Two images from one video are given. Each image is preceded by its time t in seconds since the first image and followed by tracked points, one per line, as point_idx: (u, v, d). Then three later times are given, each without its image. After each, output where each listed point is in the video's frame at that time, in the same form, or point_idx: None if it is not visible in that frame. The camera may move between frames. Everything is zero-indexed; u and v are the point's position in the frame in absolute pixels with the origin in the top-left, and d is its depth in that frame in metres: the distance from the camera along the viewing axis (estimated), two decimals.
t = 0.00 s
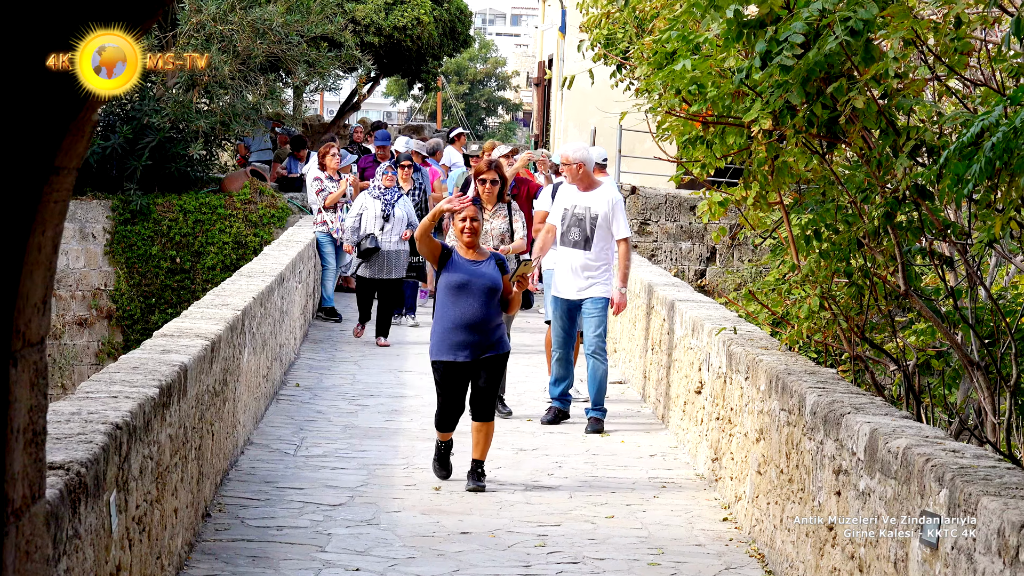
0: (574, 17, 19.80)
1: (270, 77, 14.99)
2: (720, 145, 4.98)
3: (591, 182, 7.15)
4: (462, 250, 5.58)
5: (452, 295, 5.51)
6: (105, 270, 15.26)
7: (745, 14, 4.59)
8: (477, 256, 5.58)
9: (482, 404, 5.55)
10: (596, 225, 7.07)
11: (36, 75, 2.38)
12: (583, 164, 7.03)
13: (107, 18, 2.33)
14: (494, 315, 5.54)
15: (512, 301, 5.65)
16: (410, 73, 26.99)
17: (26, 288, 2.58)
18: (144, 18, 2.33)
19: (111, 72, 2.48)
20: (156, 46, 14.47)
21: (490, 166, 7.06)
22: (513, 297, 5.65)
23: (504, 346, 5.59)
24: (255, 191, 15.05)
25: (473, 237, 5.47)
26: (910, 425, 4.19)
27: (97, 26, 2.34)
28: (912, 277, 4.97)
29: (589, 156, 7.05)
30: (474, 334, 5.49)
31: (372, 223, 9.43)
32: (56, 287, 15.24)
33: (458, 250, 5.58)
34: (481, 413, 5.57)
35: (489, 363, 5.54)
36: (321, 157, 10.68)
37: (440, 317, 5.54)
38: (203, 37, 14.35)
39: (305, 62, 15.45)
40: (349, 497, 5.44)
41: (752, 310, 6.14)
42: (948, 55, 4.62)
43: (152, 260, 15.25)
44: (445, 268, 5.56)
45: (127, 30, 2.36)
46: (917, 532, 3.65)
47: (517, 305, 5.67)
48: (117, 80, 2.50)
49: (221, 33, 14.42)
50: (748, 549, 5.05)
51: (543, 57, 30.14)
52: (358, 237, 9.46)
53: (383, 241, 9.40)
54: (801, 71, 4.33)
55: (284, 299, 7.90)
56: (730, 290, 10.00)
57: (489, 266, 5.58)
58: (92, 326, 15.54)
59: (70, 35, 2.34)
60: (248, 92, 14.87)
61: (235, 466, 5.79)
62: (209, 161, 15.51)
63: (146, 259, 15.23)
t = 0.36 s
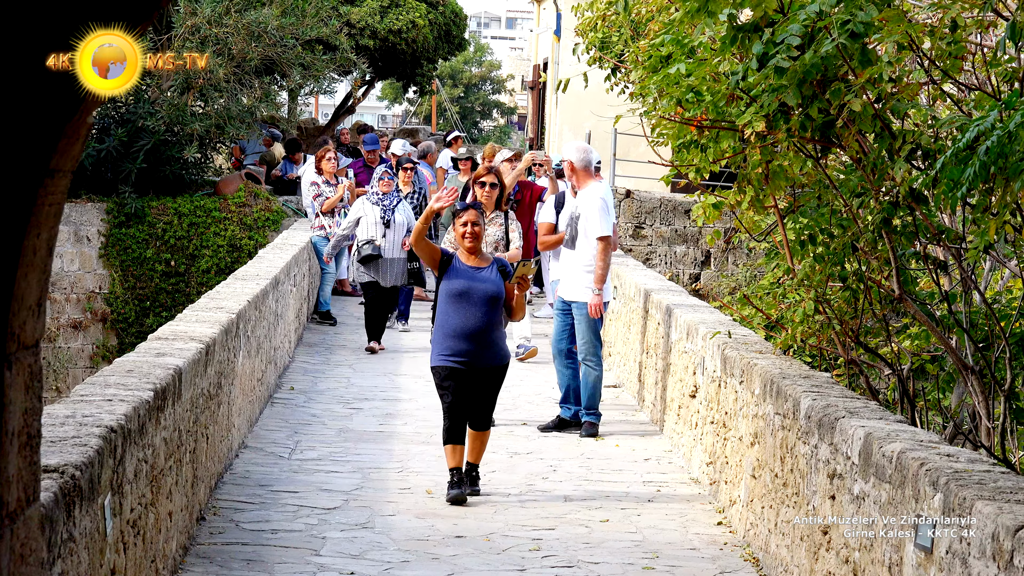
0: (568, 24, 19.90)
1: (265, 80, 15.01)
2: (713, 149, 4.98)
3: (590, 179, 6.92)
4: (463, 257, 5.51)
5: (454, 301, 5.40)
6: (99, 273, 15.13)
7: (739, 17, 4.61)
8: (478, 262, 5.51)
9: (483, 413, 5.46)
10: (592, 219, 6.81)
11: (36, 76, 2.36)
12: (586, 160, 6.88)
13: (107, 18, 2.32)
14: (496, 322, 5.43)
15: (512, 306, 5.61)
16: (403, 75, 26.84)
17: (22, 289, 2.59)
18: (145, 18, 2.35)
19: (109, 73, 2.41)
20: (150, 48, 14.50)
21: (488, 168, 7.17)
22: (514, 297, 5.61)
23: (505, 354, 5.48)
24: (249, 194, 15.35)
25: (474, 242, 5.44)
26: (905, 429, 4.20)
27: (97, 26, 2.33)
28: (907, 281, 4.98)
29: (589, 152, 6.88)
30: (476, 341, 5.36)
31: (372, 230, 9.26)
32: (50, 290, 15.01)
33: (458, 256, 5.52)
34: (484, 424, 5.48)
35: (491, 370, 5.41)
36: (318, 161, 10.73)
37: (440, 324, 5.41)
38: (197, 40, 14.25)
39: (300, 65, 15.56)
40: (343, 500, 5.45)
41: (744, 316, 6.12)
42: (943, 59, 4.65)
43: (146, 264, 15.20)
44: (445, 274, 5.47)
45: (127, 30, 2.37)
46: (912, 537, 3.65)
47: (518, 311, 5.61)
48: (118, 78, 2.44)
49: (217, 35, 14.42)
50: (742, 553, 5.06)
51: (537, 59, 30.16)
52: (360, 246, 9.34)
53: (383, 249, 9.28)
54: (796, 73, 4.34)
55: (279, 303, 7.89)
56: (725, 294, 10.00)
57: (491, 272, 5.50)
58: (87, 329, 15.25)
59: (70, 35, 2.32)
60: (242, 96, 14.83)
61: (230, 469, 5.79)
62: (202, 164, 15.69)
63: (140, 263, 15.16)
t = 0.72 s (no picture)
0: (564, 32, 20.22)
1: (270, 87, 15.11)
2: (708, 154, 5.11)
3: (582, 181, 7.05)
4: (461, 256, 5.61)
5: (453, 301, 5.50)
6: (109, 275, 15.31)
7: (731, 25, 4.74)
8: (477, 261, 5.60)
9: (483, 410, 5.57)
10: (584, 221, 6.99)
11: (37, 75, 2.51)
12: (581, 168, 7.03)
13: (107, 18, 2.47)
14: (496, 321, 5.54)
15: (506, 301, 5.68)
16: (406, 82, 28.38)
17: (33, 291, 2.66)
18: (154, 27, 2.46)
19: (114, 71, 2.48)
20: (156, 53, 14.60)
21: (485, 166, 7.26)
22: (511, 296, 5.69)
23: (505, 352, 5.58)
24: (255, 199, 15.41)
25: (473, 242, 5.54)
26: (892, 426, 4.34)
27: (97, 26, 2.49)
28: (894, 282, 5.13)
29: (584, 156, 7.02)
30: (476, 339, 5.46)
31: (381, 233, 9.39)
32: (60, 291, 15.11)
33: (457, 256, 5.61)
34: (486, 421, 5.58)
35: (490, 369, 5.52)
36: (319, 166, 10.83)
37: (440, 324, 5.52)
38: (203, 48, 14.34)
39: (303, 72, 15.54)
40: (347, 495, 5.59)
41: (736, 315, 6.35)
42: (931, 66, 4.76)
43: (155, 266, 15.38)
44: (445, 275, 5.56)
45: (127, 30, 2.48)
46: (900, 532, 3.78)
47: (514, 310, 5.70)
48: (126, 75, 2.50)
49: (222, 44, 14.49)
50: (735, 546, 5.20)
51: (538, 58, 30.21)
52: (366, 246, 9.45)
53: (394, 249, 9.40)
54: (789, 81, 4.45)
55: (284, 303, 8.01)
56: (717, 293, 10.14)
57: (490, 272, 5.60)
58: (97, 329, 15.42)
59: (71, 35, 2.48)
60: (248, 102, 15.01)
61: (236, 465, 5.93)
62: (209, 170, 15.93)
63: (149, 265, 15.36)
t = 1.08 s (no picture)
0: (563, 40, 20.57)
1: (280, 92, 15.36)
2: (699, 156, 5.32)
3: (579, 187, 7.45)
4: (471, 261, 5.70)
5: (460, 305, 5.60)
6: (125, 272, 15.58)
7: (723, 33, 4.92)
8: (486, 267, 5.69)
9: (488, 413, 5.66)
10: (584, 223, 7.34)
11: (38, 74, 2.71)
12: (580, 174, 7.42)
13: (107, 19, 2.71)
14: (502, 325, 5.62)
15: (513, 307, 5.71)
16: (409, 88, 28.67)
17: (51, 287, 2.84)
18: (155, 30, 2.73)
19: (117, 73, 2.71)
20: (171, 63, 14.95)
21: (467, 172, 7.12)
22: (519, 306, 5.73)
23: (512, 356, 5.67)
24: (265, 199, 15.39)
25: (483, 248, 5.61)
26: (877, 418, 4.54)
27: (97, 26, 2.72)
28: (880, 279, 5.34)
29: (583, 163, 7.41)
30: (482, 343, 5.56)
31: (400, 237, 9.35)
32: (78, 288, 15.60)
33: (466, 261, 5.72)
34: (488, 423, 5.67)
35: (495, 373, 5.62)
36: (332, 167, 10.91)
37: (448, 327, 5.63)
38: (216, 55, 14.73)
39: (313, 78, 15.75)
40: (353, 484, 5.80)
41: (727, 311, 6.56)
42: (914, 73, 4.97)
43: (169, 263, 15.56)
44: (453, 279, 5.67)
45: (127, 30, 2.73)
46: (884, 516, 3.99)
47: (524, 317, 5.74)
48: (126, 78, 2.74)
49: (234, 50, 14.78)
50: (726, 533, 5.42)
51: (539, 65, 30.54)
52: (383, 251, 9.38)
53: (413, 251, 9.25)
54: (776, 87, 4.68)
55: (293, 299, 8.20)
56: (709, 292, 10.34)
57: (497, 277, 5.68)
58: (114, 324, 15.77)
59: (71, 35, 2.70)
60: (258, 106, 15.19)
61: (247, 455, 6.14)
62: (223, 171, 16.01)
63: (164, 262, 15.53)
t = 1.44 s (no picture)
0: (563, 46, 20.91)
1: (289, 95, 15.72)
2: (691, 157, 5.52)
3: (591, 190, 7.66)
4: (480, 261, 5.87)
5: (470, 305, 5.76)
6: (140, 269, 15.79)
7: (716, 38, 5.14)
8: (494, 267, 5.86)
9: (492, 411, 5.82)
10: (586, 221, 7.55)
11: (37, 74, 2.76)
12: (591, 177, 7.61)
13: (108, 19, 2.78)
14: (508, 326, 5.78)
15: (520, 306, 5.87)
16: (414, 92, 29.38)
17: (68, 283, 2.97)
18: (156, 31, 2.82)
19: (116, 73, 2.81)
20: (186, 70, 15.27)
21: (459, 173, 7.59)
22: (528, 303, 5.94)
23: (516, 356, 5.84)
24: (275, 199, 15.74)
25: (492, 248, 5.78)
26: (861, 407, 4.76)
27: (97, 26, 2.78)
28: (864, 274, 5.55)
29: (595, 164, 7.59)
30: (488, 343, 5.72)
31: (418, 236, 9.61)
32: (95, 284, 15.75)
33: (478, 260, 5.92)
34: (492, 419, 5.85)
35: (498, 373, 5.77)
36: (347, 169, 11.27)
37: (456, 326, 5.78)
38: (227, 59, 15.02)
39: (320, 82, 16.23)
40: (359, 472, 6.05)
41: (720, 306, 6.89)
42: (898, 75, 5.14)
43: (182, 260, 15.79)
44: (464, 279, 5.85)
45: (128, 30, 2.80)
46: (869, 501, 4.20)
47: (531, 312, 5.96)
48: (127, 79, 2.84)
49: (245, 55, 15.17)
50: (717, 518, 5.68)
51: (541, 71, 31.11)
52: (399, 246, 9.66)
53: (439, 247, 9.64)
54: (766, 91, 4.88)
55: (301, 294, 8.43)
56: (701, 287, 10.59)
57: (505, 278, 5.83)
58: (129, 319, 16.03)
59: (71, 35, 2.76)
60: (268, 109, 15.53)
61: (258, 444, 6.37)
62: (234, 172, 16.26)
63: (177, 260, 15.75)
